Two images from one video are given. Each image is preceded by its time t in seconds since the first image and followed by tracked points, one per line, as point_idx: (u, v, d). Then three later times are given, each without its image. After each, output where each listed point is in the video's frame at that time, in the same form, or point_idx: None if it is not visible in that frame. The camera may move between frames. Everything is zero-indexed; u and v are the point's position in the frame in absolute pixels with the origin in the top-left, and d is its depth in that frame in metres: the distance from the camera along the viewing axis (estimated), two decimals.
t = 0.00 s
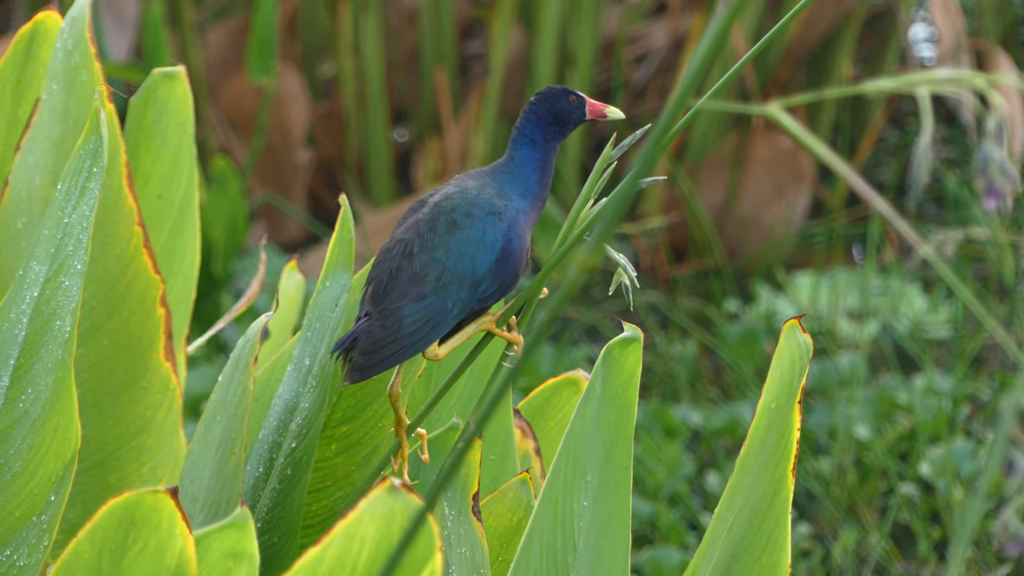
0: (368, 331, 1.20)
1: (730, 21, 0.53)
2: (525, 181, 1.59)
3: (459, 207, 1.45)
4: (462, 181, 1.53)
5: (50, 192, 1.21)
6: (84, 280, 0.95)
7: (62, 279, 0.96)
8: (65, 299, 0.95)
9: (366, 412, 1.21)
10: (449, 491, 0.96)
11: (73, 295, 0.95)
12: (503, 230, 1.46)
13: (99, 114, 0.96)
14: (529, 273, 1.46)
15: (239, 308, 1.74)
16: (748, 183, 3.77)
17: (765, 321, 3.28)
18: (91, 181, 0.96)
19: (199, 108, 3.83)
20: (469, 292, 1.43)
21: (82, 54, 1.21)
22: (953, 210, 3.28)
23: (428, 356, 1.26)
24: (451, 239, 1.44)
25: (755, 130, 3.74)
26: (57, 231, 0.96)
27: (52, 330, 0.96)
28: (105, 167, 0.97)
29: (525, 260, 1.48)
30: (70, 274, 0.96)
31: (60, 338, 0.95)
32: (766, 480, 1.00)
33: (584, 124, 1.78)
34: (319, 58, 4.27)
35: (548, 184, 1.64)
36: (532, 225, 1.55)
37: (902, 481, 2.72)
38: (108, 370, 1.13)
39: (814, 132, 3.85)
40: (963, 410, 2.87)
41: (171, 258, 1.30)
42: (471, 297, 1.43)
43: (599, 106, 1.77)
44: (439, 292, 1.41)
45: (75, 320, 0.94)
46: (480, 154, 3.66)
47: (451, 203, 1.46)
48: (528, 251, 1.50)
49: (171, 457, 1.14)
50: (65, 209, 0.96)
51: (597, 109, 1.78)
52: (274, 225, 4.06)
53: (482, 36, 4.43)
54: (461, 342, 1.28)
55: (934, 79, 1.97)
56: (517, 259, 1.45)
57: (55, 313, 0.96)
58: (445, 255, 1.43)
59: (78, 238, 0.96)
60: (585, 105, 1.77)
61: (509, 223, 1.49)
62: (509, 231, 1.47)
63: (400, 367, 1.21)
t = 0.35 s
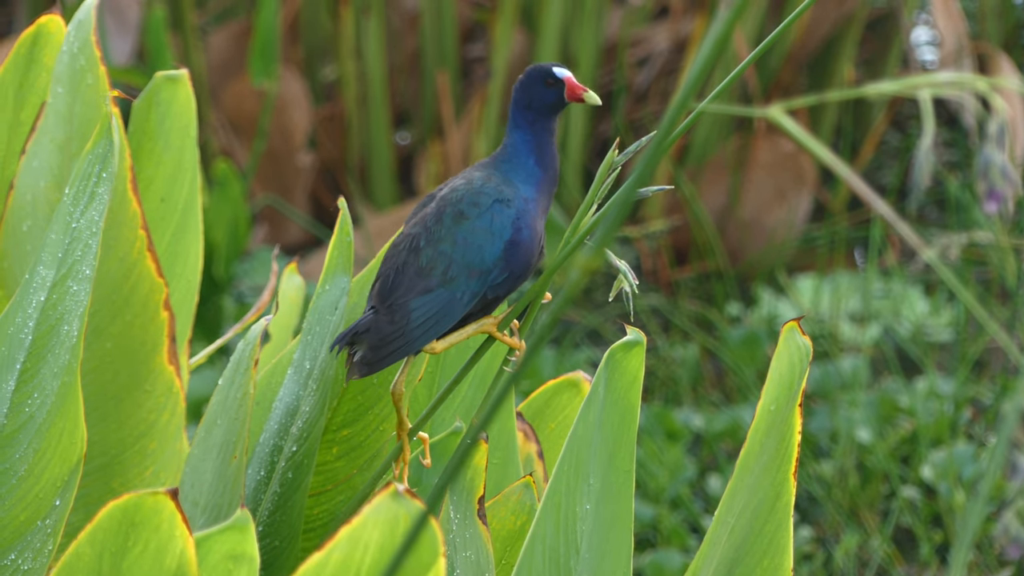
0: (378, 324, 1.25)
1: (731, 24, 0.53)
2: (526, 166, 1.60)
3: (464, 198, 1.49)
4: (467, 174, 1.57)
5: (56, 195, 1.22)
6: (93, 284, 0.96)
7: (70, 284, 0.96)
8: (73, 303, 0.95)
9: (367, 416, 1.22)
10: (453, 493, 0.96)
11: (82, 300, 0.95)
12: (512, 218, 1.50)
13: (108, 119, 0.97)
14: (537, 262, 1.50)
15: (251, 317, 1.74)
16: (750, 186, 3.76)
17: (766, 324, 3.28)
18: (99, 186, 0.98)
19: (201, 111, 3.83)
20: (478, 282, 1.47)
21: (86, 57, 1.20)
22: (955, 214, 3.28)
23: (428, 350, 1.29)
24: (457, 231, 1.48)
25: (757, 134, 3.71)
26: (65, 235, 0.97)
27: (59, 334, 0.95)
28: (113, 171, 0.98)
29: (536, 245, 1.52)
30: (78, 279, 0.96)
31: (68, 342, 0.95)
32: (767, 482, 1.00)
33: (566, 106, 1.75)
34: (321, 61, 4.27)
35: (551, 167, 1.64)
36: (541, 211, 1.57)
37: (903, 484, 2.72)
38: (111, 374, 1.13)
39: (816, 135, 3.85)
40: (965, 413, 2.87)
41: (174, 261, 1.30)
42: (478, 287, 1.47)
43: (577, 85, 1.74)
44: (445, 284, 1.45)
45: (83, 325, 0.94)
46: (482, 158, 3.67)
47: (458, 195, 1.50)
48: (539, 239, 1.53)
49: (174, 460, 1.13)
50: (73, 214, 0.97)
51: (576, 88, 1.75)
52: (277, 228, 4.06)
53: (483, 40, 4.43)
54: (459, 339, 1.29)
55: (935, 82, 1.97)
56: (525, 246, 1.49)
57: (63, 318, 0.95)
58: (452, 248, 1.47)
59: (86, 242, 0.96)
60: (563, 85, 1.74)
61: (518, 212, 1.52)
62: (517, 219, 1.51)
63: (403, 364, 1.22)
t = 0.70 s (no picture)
0: (380, 326, 1.24)
1: (731, 29, 0.53)
2: (532, 172, 1.66)
3: (469, 200, 1.52)
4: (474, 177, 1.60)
5: (50, 199, 1.22)
6: (84, 288, 0.95)
7: (64, 287, 0.96)
8: (67, 307, 0.95)
9: (371, 422, 1.22)
10: (450, 498, 0.96)
11: (75, 303, 0.95)
12: (518, 219, 1.54)
13: (99, 123, 0.97)
14: (542, 265, 1.54)
15: (234, 312, 1.74)
16: (748, 191, 3.77)
17: (765, 330, 3.28)
18: (92, 189, 0.97)
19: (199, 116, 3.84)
20: (483, 285, 1.50)
21: (79, 61, 1.19)
22: (953, 219, 3.28)
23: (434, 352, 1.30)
24: (461, 233, 1.50)
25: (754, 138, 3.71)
26: (58, 239, 0.97)
27: (54, 337, 0.96)
28: (106, 175, 0.97)
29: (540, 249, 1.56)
30: (71, 282, 0.96)
31: (62, 345, 0.95)
32: (766, 487, 1.00)
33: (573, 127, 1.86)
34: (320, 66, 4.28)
35: (557, 173, 1.70)
36: (547, 215, 1.62)
37: (901, 489, 2.72)
38: (107, 378, 1.13)
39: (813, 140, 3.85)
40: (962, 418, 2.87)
41: (171, 264, 1.30)
42: (483, 288, 1.50)
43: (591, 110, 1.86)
44: (450, 285, 1.46)
45: (76, 328, 0.94)
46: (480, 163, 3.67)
47: (463, 197, 1.53)
48: (546, 242, 1.57)
49: (170, 464, 1.13)
50: (66, 217, 0.97)
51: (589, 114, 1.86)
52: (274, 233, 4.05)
53: (482, 44, 4.44)
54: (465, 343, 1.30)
55: (934, 87, 1.97)
56: (530, 250, 1.53)
57: (57, 321, 0.96)
58: (456, 250, 1.49)
59: (79, 246, 0.96)
60: (578, 108, 1.85)
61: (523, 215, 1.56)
62: (523, 222, 1.55)
63: (410, 364, 1.25)
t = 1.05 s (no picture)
0: (390, 327, 1.23)
1: (725, 35, 0.53)
2: (559, 178, 1.66)
3: (486, 205, 1.50)
4: (495, 180, 1.60)
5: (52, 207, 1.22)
6: (85, 296, 0.95)
7: (64, 295, 0.96)
8: (67, 314, 0.95)
9: (370, 430, 1.21)
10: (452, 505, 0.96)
11: (76, 311, 0.94)
12: (536, 227, 1.53)
13: (101, 130, 0.97)
14: (556, 274, 1.53)
15: (239, 325, 1.73)
16: (745, 197, 3.78)
17: (762, 335, 3.29)
18: (94, 198, 0.97)
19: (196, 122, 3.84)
20: (496, 289, 1.49)
21: (85, 68, 1.19)
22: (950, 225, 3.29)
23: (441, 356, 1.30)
24: (477, 237, 1.48)
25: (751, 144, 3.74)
26: (60, 246, 0.97)
27: (54, 345, 0.95)
28: (108, 182, 0.97)
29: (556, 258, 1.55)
30: (72, 290, 0.95)
31: (62, 353, 0.94)
32: (763, 494, 1.00)
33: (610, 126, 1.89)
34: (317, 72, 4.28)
35: (583, 182, 1.71)
36: (567, 224, 1.61)
37: (897, 496, 2.72)
38: (108, 385, 1.12)
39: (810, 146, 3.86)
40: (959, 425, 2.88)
41: (171, 271, 1.30)
42: (494, 294, 1.49)
43: (627, 111, 1.89)
44: (462, 289, 1.45)
45: (77, 336, 0.94)
46: (477, 169, 3.67)
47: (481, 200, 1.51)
48: (563, 250, 1.56)
49: (170, 472, 1.13)
50: (67, 225, 0.97)
51: (626, 114, 1.89)
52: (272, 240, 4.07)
53: (479, 51, 4.44)
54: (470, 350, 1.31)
55: (931, 94, 1.96)
56: (545, 259, 1.52)
57: (57, 329, 0.95)
58: (471, 254, 1.48)
59: (81, 254, 0.96)
60: (615, 106, 1.88)
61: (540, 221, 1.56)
62: (540, 229, 1.54)
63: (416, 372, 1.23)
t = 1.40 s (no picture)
0: (414, 326, 1.28)
1: (724, 43, 0.53)
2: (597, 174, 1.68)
3: (514, 205, 1.54)
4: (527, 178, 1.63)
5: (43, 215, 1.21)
6: (77, 302, 0.94)
7: (56, 301, 0.95)
8: (60, 320, 0.95)
9: (382, 443, 1.20)
10: (454, 513, 0.96)
11: (68, 317, 0.94)
12: (563, 229, 1.57)
13: (89, 135, 0.96)
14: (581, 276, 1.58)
15: (239, 331, 1.73)
16: (744, 205, 3.78)
17: (761, 343, 3.29)
18: (83, 204, 0.95)
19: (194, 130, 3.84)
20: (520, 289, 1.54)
21: (71, 74, 1.20)
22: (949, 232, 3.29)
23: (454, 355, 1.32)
24: (502, 237, 1.53)
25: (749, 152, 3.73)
26: (50, 252, 0.96)
27: (47, 352, 0.95)
28: (98, 188, 0.96)
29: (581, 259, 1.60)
30: (64, 296, 0.95)
31: (55, 360, 0.94)
32: (763, 502, 1.00)
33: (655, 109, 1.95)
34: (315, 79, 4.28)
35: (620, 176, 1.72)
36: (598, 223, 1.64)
37: (897, 503, 2.72)
38: (103, 393, 1.12)
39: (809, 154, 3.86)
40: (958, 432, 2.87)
41: (166, 278, 1.29)
42: (519, 294, 1.54)
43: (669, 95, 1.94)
44: (486, 289, 1.50)
45: (69, 342, 0.93)
46: (476, 177, 3.67)
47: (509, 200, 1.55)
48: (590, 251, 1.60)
49: (167, 479, 1.12)
50: (58, 231, 0.96)
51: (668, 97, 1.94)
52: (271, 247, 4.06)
53: (477, 58, 4.45)
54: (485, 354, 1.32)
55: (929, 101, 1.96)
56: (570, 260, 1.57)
57: (50, 335, 0.95)
58: (495, 254, 1.52)
59: (72, 259, 0.95)
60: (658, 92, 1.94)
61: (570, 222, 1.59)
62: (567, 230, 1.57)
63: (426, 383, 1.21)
